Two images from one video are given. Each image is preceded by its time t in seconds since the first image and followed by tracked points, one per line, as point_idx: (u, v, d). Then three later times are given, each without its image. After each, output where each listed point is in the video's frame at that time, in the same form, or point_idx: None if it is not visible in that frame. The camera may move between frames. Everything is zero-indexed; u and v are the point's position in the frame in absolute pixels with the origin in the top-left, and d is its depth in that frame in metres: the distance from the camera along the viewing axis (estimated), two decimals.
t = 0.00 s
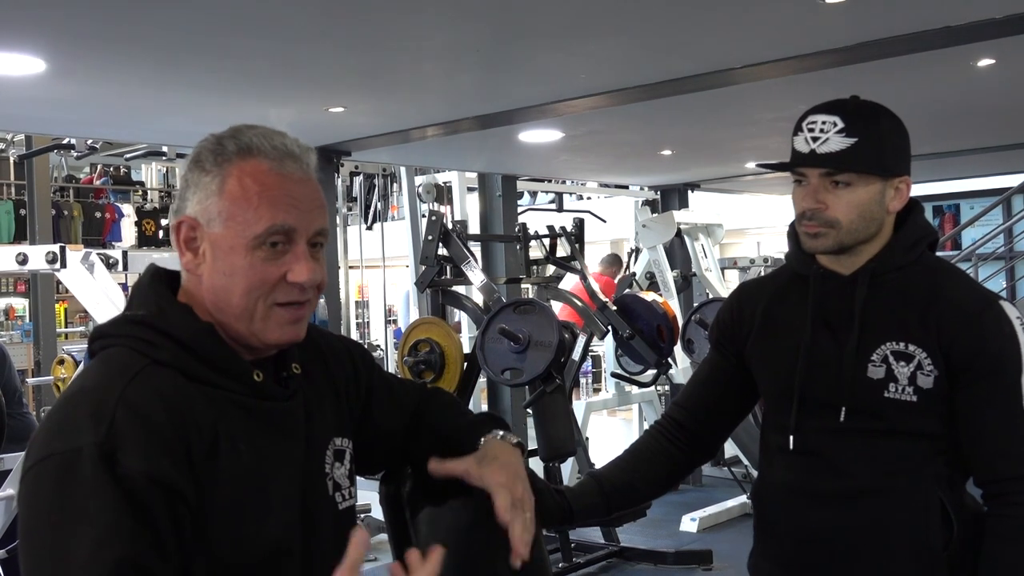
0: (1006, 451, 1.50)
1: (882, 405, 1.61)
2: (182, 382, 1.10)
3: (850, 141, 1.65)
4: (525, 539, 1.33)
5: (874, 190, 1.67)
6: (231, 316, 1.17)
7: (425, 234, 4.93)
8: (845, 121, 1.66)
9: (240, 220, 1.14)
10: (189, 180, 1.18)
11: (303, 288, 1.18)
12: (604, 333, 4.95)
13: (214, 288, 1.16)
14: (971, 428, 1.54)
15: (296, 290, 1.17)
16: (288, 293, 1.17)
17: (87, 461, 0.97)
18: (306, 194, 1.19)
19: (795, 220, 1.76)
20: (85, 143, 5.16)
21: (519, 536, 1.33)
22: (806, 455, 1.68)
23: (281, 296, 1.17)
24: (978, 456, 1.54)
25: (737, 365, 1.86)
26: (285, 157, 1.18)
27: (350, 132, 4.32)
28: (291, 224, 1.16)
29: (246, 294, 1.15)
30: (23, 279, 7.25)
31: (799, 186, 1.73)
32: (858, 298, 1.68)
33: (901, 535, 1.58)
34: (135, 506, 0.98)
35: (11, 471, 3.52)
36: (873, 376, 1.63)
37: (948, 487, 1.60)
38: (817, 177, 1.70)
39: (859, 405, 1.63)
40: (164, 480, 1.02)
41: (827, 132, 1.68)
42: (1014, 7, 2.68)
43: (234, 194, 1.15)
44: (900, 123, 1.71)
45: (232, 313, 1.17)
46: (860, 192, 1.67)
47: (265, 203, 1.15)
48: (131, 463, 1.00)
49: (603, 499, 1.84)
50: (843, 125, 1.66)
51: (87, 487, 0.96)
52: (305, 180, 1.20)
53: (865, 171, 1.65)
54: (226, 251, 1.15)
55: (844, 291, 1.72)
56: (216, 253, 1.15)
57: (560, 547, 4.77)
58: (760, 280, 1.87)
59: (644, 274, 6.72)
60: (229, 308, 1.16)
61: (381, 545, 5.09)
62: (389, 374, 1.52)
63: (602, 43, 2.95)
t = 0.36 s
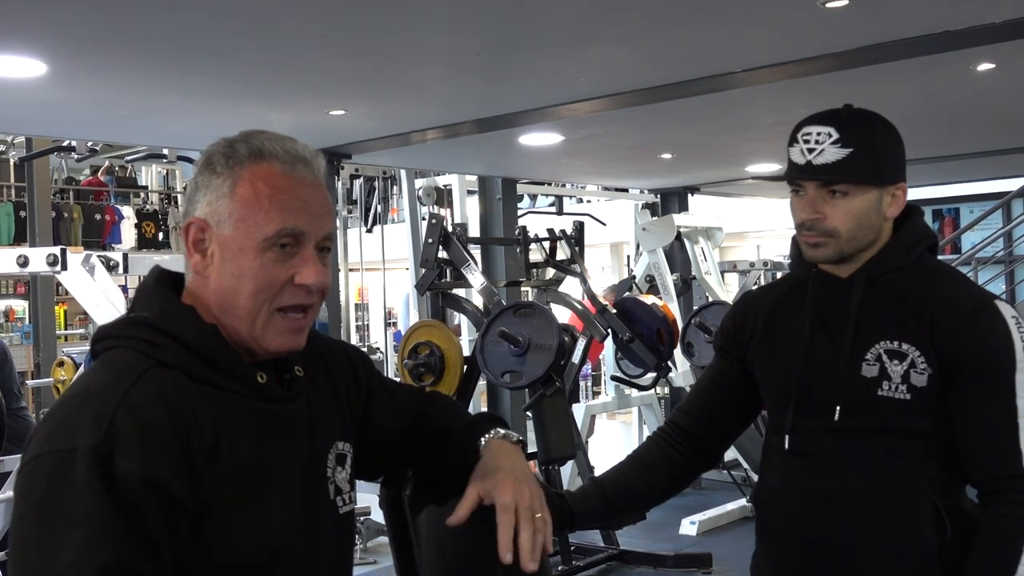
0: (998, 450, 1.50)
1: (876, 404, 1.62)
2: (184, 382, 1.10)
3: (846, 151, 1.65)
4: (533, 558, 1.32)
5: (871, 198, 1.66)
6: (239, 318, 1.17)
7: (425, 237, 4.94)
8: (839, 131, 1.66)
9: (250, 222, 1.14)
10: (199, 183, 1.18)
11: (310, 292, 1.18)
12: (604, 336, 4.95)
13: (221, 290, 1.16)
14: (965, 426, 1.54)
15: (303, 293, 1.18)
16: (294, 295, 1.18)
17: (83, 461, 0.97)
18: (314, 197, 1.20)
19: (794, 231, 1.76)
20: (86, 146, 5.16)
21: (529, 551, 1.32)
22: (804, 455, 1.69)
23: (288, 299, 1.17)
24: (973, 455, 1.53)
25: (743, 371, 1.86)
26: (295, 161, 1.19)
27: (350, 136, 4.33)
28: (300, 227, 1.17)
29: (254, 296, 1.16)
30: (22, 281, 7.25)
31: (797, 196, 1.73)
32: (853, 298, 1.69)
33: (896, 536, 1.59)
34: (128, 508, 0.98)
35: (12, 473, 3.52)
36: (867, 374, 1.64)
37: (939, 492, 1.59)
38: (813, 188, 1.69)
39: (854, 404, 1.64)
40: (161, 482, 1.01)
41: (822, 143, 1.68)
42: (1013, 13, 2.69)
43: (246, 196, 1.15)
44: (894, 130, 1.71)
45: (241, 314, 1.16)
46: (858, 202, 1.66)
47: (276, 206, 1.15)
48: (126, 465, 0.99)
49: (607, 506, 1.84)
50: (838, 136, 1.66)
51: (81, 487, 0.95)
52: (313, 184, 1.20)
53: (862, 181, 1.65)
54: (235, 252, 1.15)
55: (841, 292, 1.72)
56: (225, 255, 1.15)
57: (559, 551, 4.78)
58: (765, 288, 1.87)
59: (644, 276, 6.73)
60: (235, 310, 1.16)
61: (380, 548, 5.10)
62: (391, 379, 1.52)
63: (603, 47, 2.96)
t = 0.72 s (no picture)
0: (991, 451, 1.50)
1: (872, 407, 1.62)
2: (155, 387, 1.10)
3: (849, 156, 1.66)
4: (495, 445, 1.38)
5: (872, 204, 1.67)
6: (188, 313, 1.20)
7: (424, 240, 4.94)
8: (842, 136, 1.67)
9: (198, 217, 1.18)
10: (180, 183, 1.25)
11: (250, 288, 1.18)
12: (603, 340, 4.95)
13: (179, 285, 1.21)
14: (960, 429, 1.54)
15: (246, 290, 1.18)
16: (239, 292, 1.18)
17: (35, 463, 0.96)
18: (274, 195, 1.20)
19: (795, 235, 1.76)
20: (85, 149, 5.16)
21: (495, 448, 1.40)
22: (797, 457, 1.69)
23: (230, 296, 1.18)
24: (967, 457, 1.53)
25: (736, 371, 1.88)
26: (255, 158, 1.20)
27: (350, 139, 4.33)
28: (246, 223, 1.18)
29: (198, 291, 1.18)
30: (22, 284, 7.25)
31: (798, 201, 1.73)
32: (851, 301, 1.69)
33: (889, 540, 1.59)
34: (83, 506, 0.96)
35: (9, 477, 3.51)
36: (864, 377, 1.64)
37: (934, 493, 1.61)
38: (815, 193, 1.70)
39: (849, 407, 1.64)
40: (116, 482, 1.00)
41: (825, 148, 1.68)
42: (1012, 18, 2.69)
43: (199, 192, 1.19)
44: (895, 136, 1.71)
45: (190, 310, 1.20)
46: (858, 207, 1.67)
47: (221, 201, 1.18)
48: (79, 462, 0.98)
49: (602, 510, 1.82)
50: (841, 141, 1.67)
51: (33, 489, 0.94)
52: (275, 181, 1.20)
53: (864, 186, 1.65)
54: (187, 247, 1.19)
55: (839, 295, 1.72)
56: (181, 250, 1.20)
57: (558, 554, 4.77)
58: (760, 289, 1.88)
59: (643, 280, 6.72)
60: (187, 304, 1.20)
61: (379, 552, 5.09)
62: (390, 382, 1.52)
63: (602, 50, 2.96)
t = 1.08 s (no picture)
0: (986, 457, 1.50)
1: (868, 411, 1.62)
2: (144, 392, 1.09)
3: (850, 160, 1.66)
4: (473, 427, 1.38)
5: (873, 208, 1.67)
6: (184, 313, 1.18)
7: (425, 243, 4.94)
8: (844, 140, 1.67)
9: (194, 215, 1.18)
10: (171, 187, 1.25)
11: (248, 283, 1.16)
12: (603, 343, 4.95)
13: (173, 286, 1.19)
14: (956, 435, 1.54)
15: (244, 286, 1.16)
16: (236, 289, 1.16)
17: (14, 468, 0.95)
18: (269, 192, 1.20)
19: (795, 240, 1.77)
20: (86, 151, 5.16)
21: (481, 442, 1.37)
22: (794, 460, 1.70)
23: (227, 293, 1.16)
24: (964, 463, 1.54)
25: (734, 371, 1.88)
26: (249, 157, 1.21)
27: (351, 142, 4.33)
28: (241, 218, 1.17)
29: (194, 289, 1.17)
30: (23, 286, 7.26)
31: (799, 205, 1.74)
32: (848, 304, 1.69)
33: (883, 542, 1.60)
34: (60, 511, 0.95)
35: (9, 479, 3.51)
36: (859, 381, 1.64)
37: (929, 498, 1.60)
38: (816, 197, 1.71)
39: (844, 410, 1.65)
40: (94, 486, 0.99)
41: (827, 152, 1.69)
42: (1012, 23, 2.70)
43: (193, 191, 1.19)
44: (896, 141, 1.72)
45: (186, 310, 1.18)
46: (860, 211, 1.67)
47: (217, 197, 1.18)
48: (58, 467, 0.97)
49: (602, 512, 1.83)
50: (842, 145, 1.67)
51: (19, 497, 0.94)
52: (269, 178, 1.21)
53: (865, 191, 1.66)
54: (182, 246, 1.18)
55: (837, 298, 1.72)
56: (176, 250, 1.19)
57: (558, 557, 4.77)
58: (759, 289, 1.88)
59: (644, 283, 6.73)
60: (182, 304, 1.18)
61: (379, 555, 5.09)
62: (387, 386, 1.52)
63: (603, 54, 2.96)
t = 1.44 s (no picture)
0: (981, 464, 1.49)
1: (867, 417, 1.63)
2: (162, 395, 1.10)
3: (856, 166, 1.67)
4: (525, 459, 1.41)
5: (877, 214, 1.68)
6: (202, 312, 1.19)
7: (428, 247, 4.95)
8: (850, 145, 1.68)
9: (217, 216, 1.20)
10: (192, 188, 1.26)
11: (268, 286, 1.18)
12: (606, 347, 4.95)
13: (190, 286, 1.21)
14: (953, 441, 1.54)
15: (263, 289, 1.18)
16: (256, 291, 1.18)
17: (59, 467, 0.95)
18: (291, 197, 1.22)
19: (798, 244, 1.77)
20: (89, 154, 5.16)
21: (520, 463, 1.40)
22: (794, 465, 1.71)
23: (246, 294, 1.18)
24: (961, 469, 1.53)
25: (735, 372, 1.90)
26: (273, 163, 1.23)
27: (354, 146, 4.34)
28: (264, 222, 1.19)
29: (214, 289, 1.18)
30: (25, 287, 7.26)
31: (803, 209, 1.74)
32: (847, 309, 1.70)
33: (881, 546, 1.60)
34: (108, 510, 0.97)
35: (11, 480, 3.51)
36: (857, 387, 1.65)
37: (924, 503, 1.60)
38: (821, 202, 1.71)
39: (843, 414, 1.65)
40: (137, 485, 1.01)
41: (832, 157, 1.69)
42: (1015, 29, 2.70)
43: (217, 192, 1.21)
44: (901, 149, 1.72)
45: (203, 310, 1.19)
46: (864, 216, 1.68)
47: (240, 199, 1.19)
48: (101, 470, 0.99)
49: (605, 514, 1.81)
50: (848, 150, 1.68)
51: (58, 494, 0.93)
52: (293, 185, 1.23)
53: (871, 196, 1.66)
54: (203, 247, 1.20)
55: (837, 303, 1.73)
56: (196, 251, 1.21)
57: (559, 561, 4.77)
58: (760, 290, 1.89)
59: (646, 287, 6.73)
60: (201, 303, 1.19)
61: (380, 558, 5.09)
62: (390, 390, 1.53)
63: (606, 59, 2.96)
